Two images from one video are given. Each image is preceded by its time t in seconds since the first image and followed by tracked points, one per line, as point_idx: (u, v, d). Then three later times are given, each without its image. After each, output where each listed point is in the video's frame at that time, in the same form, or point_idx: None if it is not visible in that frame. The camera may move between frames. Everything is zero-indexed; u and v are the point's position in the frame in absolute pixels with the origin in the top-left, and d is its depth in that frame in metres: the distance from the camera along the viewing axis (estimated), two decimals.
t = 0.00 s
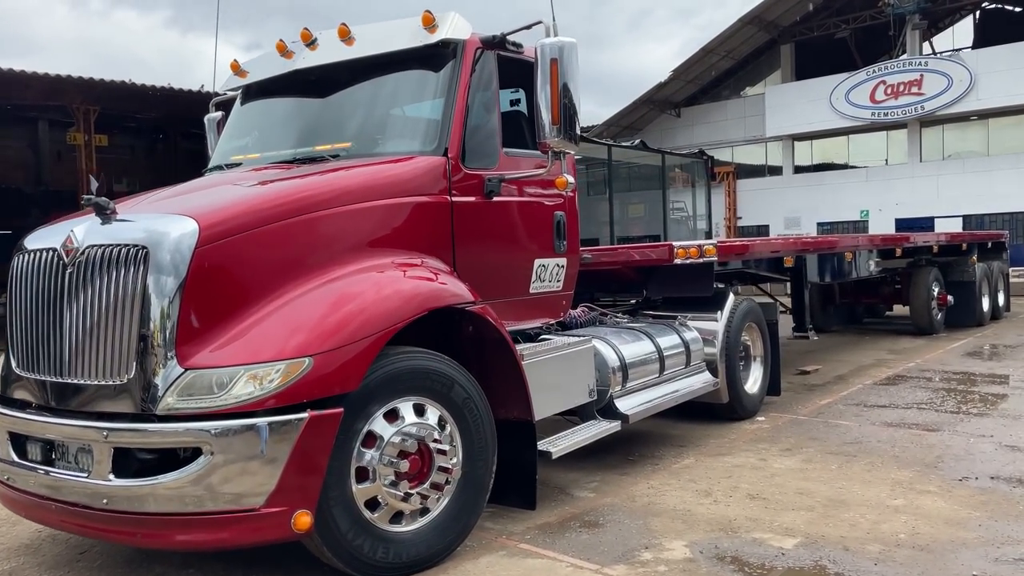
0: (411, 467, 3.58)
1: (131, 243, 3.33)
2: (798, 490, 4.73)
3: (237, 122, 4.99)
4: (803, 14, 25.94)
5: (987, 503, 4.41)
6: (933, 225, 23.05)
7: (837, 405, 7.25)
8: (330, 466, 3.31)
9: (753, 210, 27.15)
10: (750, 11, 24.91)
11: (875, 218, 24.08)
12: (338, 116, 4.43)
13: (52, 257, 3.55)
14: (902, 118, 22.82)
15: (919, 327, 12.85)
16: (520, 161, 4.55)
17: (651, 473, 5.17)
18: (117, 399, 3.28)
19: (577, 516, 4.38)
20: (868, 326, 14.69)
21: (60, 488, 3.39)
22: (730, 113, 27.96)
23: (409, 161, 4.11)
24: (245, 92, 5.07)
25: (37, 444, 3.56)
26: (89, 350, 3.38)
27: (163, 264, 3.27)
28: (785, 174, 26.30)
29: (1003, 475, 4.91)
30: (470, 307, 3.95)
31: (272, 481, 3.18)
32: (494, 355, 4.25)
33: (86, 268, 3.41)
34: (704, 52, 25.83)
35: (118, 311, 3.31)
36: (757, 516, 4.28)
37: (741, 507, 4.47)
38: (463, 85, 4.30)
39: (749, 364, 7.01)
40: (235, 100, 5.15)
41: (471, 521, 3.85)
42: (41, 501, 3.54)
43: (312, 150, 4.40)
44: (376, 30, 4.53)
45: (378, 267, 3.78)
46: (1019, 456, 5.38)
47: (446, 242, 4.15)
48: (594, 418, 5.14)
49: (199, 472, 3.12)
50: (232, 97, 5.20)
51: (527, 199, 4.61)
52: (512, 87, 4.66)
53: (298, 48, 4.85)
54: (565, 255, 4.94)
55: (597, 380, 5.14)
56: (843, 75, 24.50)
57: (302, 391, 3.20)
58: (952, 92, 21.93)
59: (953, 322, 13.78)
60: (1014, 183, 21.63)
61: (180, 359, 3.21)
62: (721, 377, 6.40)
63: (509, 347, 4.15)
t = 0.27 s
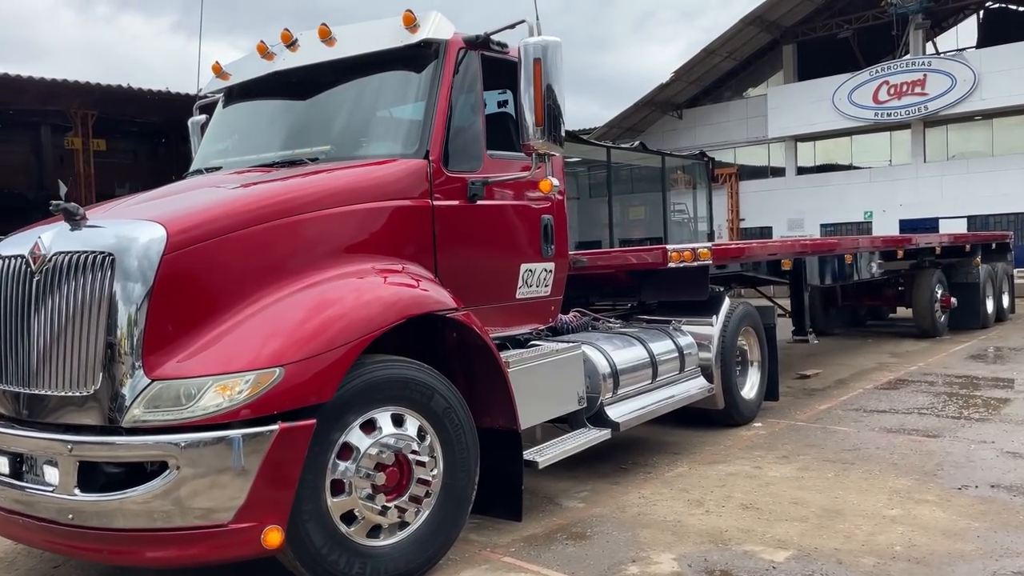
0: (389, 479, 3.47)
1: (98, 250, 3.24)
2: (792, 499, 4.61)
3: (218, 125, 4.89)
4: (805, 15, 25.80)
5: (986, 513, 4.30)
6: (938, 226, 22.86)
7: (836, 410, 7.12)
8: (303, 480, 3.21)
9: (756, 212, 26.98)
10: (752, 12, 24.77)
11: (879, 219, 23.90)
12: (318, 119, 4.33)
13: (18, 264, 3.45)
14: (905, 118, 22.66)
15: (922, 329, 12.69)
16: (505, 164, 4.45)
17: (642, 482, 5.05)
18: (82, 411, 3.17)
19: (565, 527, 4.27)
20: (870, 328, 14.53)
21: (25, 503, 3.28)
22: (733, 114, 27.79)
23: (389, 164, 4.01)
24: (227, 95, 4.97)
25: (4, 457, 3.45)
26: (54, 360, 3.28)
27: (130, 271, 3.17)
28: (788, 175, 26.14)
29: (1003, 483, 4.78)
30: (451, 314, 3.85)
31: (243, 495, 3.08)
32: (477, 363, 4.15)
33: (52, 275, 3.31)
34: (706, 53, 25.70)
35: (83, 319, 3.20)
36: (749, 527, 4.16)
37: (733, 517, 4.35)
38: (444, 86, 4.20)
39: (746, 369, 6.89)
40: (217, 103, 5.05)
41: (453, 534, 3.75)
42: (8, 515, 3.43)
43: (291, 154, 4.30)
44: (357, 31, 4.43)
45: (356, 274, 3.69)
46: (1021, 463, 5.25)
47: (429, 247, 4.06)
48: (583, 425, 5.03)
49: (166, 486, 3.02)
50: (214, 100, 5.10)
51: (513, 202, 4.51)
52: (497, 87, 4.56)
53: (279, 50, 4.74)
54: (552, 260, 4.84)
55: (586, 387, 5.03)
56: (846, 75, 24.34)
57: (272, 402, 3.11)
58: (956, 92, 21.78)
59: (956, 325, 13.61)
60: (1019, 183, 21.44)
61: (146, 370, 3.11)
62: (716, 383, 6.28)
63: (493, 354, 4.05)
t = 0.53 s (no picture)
0: (358, 486, 3.39)
1: (59, 252, 3.16)
2: (781, 506, 4.49)
3: (198, 127, 4.81)
4: (809, 17, 25.68)
5: (979, 520, 4.17)
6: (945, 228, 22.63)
7: (833, 415, 6.98)
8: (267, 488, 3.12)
9: (761, 215, 26.78)
10: (755, 14, 24.64)
11: (884, 222, 23.70)
12: (293, 119, 4.25)
13: None
14: (910, 120, 22.48)
15: (926, 332, 12.51)
16: (485, 164, 4.37)
17: (629, 488, 4.94)
18: (41, 418, 3.08)
19: (546, 536, 4.17)
20: (874, 331, 14.35)
21: None
22: (736, 117, 27.73)
23: (363, 164, 3.92)
24: (206, 96, 4.89)
25: None
26: (14, 366, 3.19)
27: (90, 273, 3.09)
28: (793, 178, 25.99)
29: (999, 489, 4.66)
30: (426, 317, 3.76)
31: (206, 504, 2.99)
32: (455, 367, 4.06)
33: (13, 278, 3.23)
34: (709, 55, 25.60)
35: (43, 324, 3.12)
36: (734, 536, 4.06)
37: (719, 525, 4.24)
38: (420, 85, 4.12)
39: (740, 373, 6.79)
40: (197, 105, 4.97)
41: (427, 543, 3.65)
42: None
43: (266, 155, 4.22)
44: (333, 30, 4.35)
45: (328, 276, 3.61)
46: (1020, 468, 5.12)
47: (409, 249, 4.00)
48: (569, 431, 4.93)
49: (125, 494, 2.93)
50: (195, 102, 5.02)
51: (493, 203, 4.43)
52: (476, 86, 4.47)
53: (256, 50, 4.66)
54: (535, 262, 4.75)
55: (572, 391, 4.93)
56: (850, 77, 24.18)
57: (235, 409, 3.02)
58: (961, 94, 21.61)
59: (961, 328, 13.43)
60: None
61: (106, 375, 3.02)
62: (708, 388, 6.17)
63: (470, 358, 3.96)
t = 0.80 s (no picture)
0: (320, 503, 3.31)
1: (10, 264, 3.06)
2: (763, 520, 4.39)
3: (169, 136, 4.72)
4: (808, 21, 25.61)
5: (964, 534, 4.07)
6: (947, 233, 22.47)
7: (824, 424, 6.88)
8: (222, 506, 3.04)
9: (762, 220, 26.64)
10: (754, 19, 24.56)
11: (887, 227, 23.55)
12: (262, 127, 4.17)
13: None
14: (911, 124, 22.35)
15: (925, 339, 12.38)
16: (458, 171, 4.30)
17: (610, 502, 4.85)
18: None
19: (520, 552, 4.08)
20: (874, 338, 14.21)
21: None
22: (736, 122, 27.65)
23: (330, 174, 3.85)
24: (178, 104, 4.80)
25: None
26: None
27: (42, 285, 3.00)
28: (794, 183, 25.87)
29: (986, 501, 4.56)
30: (394, 329, 3.68)
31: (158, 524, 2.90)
32: (425, 380, 3.98)
33: None
34: (708, 60, 25.53)
35: None
36: (712, 551, 3.96)
37: (697, 540, 4.15)
38: (390, 92, 4.06)
39: (729, 382, 6.70)
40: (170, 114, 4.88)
41: (394, 560, 3.57)
42: None
43: (233, 165, 4.14)
44: (303, 37, 4.29)
45: (293, 288, 3.55)
46: (1010, 479, 5.02)
47: (394, 255, 3.99)
48: (548, 443, 4.84)
49: (74, 514, 2.82)
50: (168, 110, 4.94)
51: (466, 211, 4.36)
52: (449, 93, 4.41)
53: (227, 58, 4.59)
54: (511, 271, 4.68)
55: (551, 402, 4.84)
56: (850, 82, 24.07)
57: (190, 424, 2.95)
58: (962, 97, 21.50)
59: (961, 334, 13.30)
60: None
61: (56, 392, 2.92)
62: (695, 398, 6.09)
63: (440, 370, 3.88)
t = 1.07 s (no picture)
0: (290, 521, 3.22)
1: None
2: (750, 533, 4.31)
3: (144, 146, 4.63)
4: (804, 27, 25.58)
5: (953, 547, 3.99)
6: (945, 238, 22.41)
7: (816, 433, 6.80)
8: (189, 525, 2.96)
9: (759, 226, 26.59)
10: (749, 25, 24.54)
11: (884, 232, 23.49)
12: (236, 136, 4.09)
13: None
14: (907, 129, 22.32)
15: (922, 345, 12.29)
16: (436, 180, 4.24)
17: (596, 515, 4.76)
18: None
19: (501, 568, 4.00)
20: (871, 345, 14.12)
21: None
22: (733, 128, 27.60)
23: (303, 183, 3.79)
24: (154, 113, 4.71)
25: None
26: None
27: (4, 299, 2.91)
28: (790, 189, 25.84)
29: (977, 512, 4.48)
30: (368, 341, 3.62)
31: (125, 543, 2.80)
32: (401, 393, 3.91)
33: None
34: (704, 67, 25.51)
35: None
36: (695, 567, 3.89)
37: (681, 554, 4.07)
38: (365, 100, 4.00)
39: (719, 393, 6.64)
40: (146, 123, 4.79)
41: None
42: None
43: (207, 175, 4.06)
44: (278, 45, 4.21)
45: (266, 300, 3.48)
46: (1002, 489, 4.94)
47: (379, 263, 3.98)
48: (532, 455, 4.76)
49: (36, 534, 2.71)
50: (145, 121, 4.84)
51: (444, 221, 4.29)
52: (427, 101, 4.34)
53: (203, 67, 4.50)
54: (492, 281, 4.62)
55: (534, 414, 4.77)
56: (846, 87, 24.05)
57: (155, 441, 2.86)
58: (958, 101, 21.42)
59: (957, 340, 13.21)
60: None
61: (15, 410, 2.82)
62: (684, 408, 6.02)
63: (417, 383, 3.81)
